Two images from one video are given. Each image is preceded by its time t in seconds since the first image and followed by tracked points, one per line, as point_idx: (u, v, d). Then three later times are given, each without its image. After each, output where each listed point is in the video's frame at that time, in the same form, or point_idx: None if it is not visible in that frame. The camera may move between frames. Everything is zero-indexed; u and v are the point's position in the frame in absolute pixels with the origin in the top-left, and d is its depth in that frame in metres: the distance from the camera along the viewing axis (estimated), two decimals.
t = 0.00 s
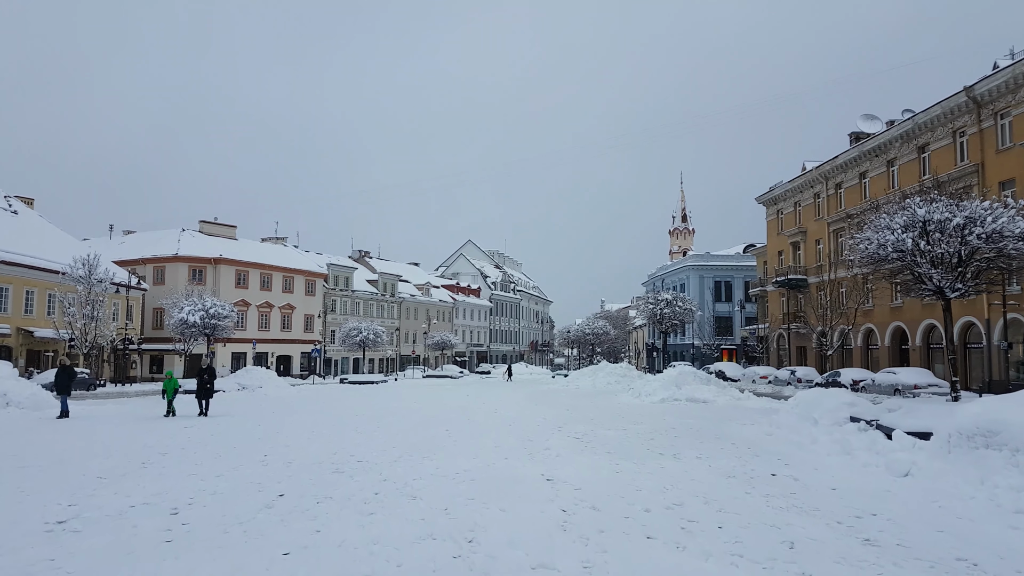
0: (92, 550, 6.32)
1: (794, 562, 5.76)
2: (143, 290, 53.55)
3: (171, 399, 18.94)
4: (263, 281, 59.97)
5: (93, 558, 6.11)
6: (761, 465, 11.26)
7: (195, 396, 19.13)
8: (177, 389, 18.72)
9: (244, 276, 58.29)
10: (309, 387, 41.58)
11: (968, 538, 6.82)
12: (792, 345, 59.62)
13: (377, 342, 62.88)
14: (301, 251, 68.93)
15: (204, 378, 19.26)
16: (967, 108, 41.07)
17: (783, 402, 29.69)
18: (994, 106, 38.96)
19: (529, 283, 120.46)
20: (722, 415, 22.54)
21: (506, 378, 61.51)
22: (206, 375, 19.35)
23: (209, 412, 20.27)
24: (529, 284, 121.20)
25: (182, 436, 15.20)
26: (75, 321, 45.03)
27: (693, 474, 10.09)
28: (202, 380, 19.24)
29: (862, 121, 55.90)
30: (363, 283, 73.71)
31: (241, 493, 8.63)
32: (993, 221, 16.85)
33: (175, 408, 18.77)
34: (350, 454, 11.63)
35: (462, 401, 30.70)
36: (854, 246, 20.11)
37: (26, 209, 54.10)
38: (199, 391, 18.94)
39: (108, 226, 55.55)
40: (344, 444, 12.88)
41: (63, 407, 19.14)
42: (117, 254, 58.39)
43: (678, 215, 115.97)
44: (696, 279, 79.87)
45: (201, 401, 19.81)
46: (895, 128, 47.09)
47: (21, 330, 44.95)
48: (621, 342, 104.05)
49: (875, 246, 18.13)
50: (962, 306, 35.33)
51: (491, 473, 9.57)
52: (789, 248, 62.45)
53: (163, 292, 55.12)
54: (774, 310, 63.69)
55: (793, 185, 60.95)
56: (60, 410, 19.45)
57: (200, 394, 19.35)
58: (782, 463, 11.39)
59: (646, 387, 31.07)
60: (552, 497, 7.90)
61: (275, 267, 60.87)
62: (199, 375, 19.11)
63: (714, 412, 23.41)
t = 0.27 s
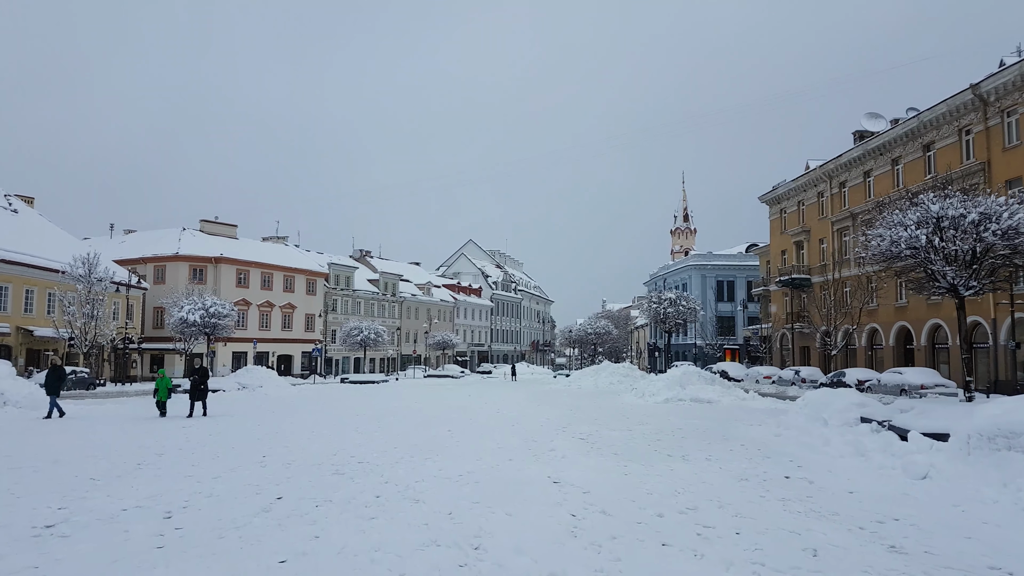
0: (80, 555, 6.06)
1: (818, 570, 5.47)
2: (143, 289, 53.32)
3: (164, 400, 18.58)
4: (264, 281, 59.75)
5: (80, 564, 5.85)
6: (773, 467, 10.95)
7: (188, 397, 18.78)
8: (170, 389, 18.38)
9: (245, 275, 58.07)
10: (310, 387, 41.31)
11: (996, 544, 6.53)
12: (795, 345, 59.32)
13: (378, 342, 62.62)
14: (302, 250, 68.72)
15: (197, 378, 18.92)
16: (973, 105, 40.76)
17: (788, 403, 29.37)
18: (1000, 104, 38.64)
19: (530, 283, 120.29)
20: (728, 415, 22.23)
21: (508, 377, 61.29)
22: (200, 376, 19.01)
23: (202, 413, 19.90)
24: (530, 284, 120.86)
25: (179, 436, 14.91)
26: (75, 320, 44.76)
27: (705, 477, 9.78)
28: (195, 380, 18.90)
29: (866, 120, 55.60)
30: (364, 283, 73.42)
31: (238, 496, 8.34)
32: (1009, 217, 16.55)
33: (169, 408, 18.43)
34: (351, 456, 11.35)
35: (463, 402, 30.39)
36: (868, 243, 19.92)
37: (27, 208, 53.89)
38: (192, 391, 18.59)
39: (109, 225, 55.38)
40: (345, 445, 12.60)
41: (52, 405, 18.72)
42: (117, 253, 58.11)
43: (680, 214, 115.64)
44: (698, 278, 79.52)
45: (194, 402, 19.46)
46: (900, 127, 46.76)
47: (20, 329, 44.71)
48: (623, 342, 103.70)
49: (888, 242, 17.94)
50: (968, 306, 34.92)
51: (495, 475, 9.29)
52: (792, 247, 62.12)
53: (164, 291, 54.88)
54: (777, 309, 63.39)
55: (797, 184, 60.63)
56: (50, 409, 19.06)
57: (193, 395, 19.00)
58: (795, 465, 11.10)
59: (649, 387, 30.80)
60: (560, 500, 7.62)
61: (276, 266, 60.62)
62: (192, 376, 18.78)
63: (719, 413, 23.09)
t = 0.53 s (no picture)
0: (69, 567, 5.76)
1: None
2: (144, 289, 53.07)
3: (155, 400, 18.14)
4: (265, 280, 59.50)
5: None
6: (789, 471, 10.61)
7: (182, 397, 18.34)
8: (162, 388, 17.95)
9: (247, 275, 57.84)
10: (312, 387, 41.03)
11: None
12: (800, 345, 58.96)
13: (380, 342, 62.34)
14: (303, 250, 68.46)
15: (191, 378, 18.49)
16: (980, 103, 40.36)
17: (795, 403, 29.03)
18: (1008, 102, 38.24)
19: (532, 283, 119.98)
20: (735, 416, 21.91)
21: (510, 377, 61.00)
22: (194, 377, 18.53)
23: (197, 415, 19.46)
24: (531, 283, 120.49)
25: (176, 439, 14.60)
26: (75, 319, 44.49)
27: (720, 482, 9.47)
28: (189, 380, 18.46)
29: (871, 118, 55.25)
30: (366, 282, 73.12)
31: (237, 502, 8.03)
32: None
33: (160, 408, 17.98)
34: (354, 459, 11.03)
35: (466, 402, 30.07)
36: (877, 239, 19.32)
37: (27, 207, 53.66)
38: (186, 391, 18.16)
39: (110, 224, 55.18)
40: (347, 448, 12.28)
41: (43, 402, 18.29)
42: (118, 253, 57.84)
43: (682, 214, 115.30)
44: (701, 278, 79.12)
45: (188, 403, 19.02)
46: (906, 125, 46.38)
47: (21, 329, 44.48)
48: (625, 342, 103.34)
49: (902, 240, 17.29)
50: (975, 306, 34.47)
51: (503, 480, 8.98)
52: (796, 247, 61.72)
53: (165, 290, 54.64)
54: (781, 309, 63.03)
55: (801, 183, 60.22)
56: (41, 410, 18.65)
57: (186, 395, 18.54)
58: (810, 468, 10.78)
59: (654, 387, 30.47)
60: (574, 507, 7.31)
61: (277, 266, 60.37)
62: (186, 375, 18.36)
63: (725, 414, 22.72)
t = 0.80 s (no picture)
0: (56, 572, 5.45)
1: None
2: (144, 288, 52.79)
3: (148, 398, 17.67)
4: (266, 279, 59.23)
5: None
6: (804, 473, 10.28)
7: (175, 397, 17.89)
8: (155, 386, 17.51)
9: (248, 274, 57.57)
10: (313, 386, 40.73)
11: None
12: (803, 344, 58.61)
13: (381, 341, 62.05)
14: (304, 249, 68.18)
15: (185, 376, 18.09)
16: (986, 100, 39.99)
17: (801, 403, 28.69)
18: (1015, 98, 37.88)
19: (534, 282, 119.66)
20: (742, 415, 21.59)
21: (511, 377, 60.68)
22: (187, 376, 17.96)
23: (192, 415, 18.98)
24: (533, 283, 120.12)
25: (175, 438, 14.29)
26: (75, 318, 44.21)
27: (734, 482, 9.16)
28: (184, 379, 18.05)
29: (875, 116, 54.93)
30: (367, 281, 72.79)
31: (234, 503, 7.71)
32: None
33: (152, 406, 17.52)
34: (357, 459, 10.74)
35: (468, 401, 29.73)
36: (889, 233, 18.99)
37: (27, 205, 53.40)
38: (179, 389, 17.72)
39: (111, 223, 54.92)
40: (349, 448, 11.99)
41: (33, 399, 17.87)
42: (119, 251, 57.59)
43: (684, 213, 114.92)
44: (704, 277, 78.72)
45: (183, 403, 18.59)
46: (911, 122, 46.03)
47: (20, 327, 44.19)
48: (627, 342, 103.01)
49: (917, 235, 16.95)
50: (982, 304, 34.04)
51: (510, 481, 8.67)
52: (800, 245, 61.40)
53: (165, 289, 54.37)
54: (784, 308, 62.71)
55: (805, 181, 59.88)
56: (30, 409, 18.21)
57: (179, 394, 18.05)
58: (826, 469, 10.47)
59: (658, 386, 30.14)
60: (587, 510, 7.00)
61: (278, 264, 60.08)
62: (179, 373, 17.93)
63: (733, 413, 22.40)
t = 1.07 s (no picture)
0: None
1: None
2: (144, 288, 52.50)
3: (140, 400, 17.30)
4: (267, 279, 58.93)
5: None
6: (819, 479, 9.97)
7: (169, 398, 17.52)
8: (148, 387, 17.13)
9: (248, 274, 57.27)
10: (313, 387, 40.41)
11: None
12: (807, 344, 58.26)
13: (382, 341, 61.76)
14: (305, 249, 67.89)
15: (181, 378, 17.73)
16: (992, 99, 39.62)
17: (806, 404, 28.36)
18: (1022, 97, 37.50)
19: (535, 282, 119.31)
20: (749, 417, 21.26)
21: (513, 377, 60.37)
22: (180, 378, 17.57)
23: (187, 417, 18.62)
24: (534, 283, 119.83)
25: (172, 441, 13.99)
26: (74, 318, 43.94)
27: (749, 490, 8.85)
28: (179, 380, 17.68)
29: (879, 115, 54.59)
30: (367, 281, 72.49)
31: (230, 513, 7.40)
32: None
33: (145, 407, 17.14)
34: (359, 465, 10.44)
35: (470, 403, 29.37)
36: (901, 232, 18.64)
37: (26, 205, 53.15)
38: (173, 390, 17.34)
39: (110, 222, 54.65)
40: (351, 452, 11.70)
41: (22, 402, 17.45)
42: (119, 251, 57.32)
43: (686, 212, 114.55)
44: (706, 276, 78.35)
45: (177, 405, 18.22)
46: (916, 121, 45.65)
47: (19, 327, 43.90)
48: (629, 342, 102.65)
49: (932, 233, 16.61)
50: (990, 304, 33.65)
51: (518, 489, 8.35)
52: (803, 245, 61.04)
53: (165, 289, 54.07)
54: (787, 308, 62.36)
55: (808, 181, 59.53)
56: (19, 411, 17.81)
57: (173, 395, 17.67)
58: (843, 475, 10.16)
59: (663, 387, 29.79)
60: (600, 523, 6.68)
61: (279, 264, 59.78)
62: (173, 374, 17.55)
63: (739, 415, 22.08)
